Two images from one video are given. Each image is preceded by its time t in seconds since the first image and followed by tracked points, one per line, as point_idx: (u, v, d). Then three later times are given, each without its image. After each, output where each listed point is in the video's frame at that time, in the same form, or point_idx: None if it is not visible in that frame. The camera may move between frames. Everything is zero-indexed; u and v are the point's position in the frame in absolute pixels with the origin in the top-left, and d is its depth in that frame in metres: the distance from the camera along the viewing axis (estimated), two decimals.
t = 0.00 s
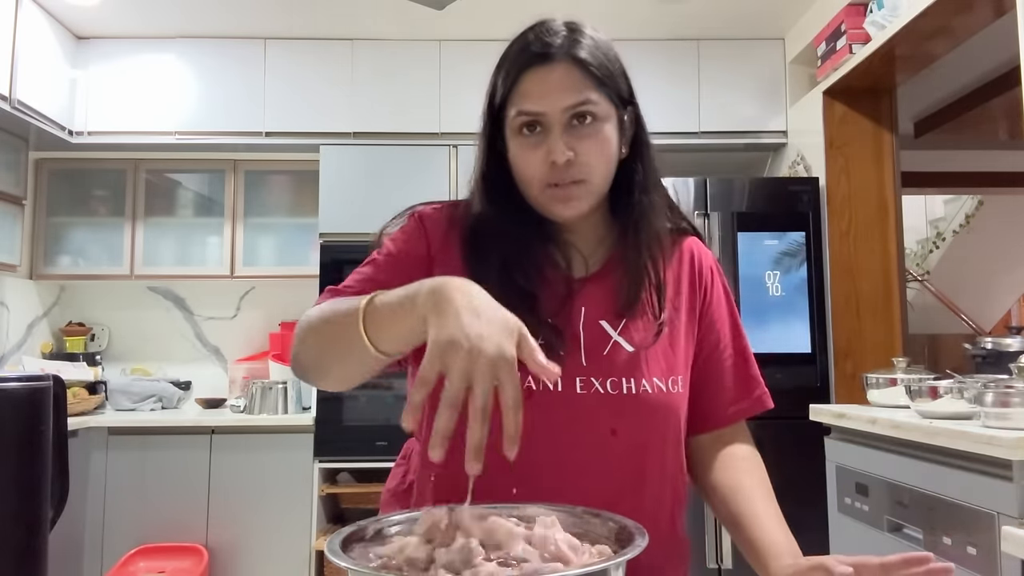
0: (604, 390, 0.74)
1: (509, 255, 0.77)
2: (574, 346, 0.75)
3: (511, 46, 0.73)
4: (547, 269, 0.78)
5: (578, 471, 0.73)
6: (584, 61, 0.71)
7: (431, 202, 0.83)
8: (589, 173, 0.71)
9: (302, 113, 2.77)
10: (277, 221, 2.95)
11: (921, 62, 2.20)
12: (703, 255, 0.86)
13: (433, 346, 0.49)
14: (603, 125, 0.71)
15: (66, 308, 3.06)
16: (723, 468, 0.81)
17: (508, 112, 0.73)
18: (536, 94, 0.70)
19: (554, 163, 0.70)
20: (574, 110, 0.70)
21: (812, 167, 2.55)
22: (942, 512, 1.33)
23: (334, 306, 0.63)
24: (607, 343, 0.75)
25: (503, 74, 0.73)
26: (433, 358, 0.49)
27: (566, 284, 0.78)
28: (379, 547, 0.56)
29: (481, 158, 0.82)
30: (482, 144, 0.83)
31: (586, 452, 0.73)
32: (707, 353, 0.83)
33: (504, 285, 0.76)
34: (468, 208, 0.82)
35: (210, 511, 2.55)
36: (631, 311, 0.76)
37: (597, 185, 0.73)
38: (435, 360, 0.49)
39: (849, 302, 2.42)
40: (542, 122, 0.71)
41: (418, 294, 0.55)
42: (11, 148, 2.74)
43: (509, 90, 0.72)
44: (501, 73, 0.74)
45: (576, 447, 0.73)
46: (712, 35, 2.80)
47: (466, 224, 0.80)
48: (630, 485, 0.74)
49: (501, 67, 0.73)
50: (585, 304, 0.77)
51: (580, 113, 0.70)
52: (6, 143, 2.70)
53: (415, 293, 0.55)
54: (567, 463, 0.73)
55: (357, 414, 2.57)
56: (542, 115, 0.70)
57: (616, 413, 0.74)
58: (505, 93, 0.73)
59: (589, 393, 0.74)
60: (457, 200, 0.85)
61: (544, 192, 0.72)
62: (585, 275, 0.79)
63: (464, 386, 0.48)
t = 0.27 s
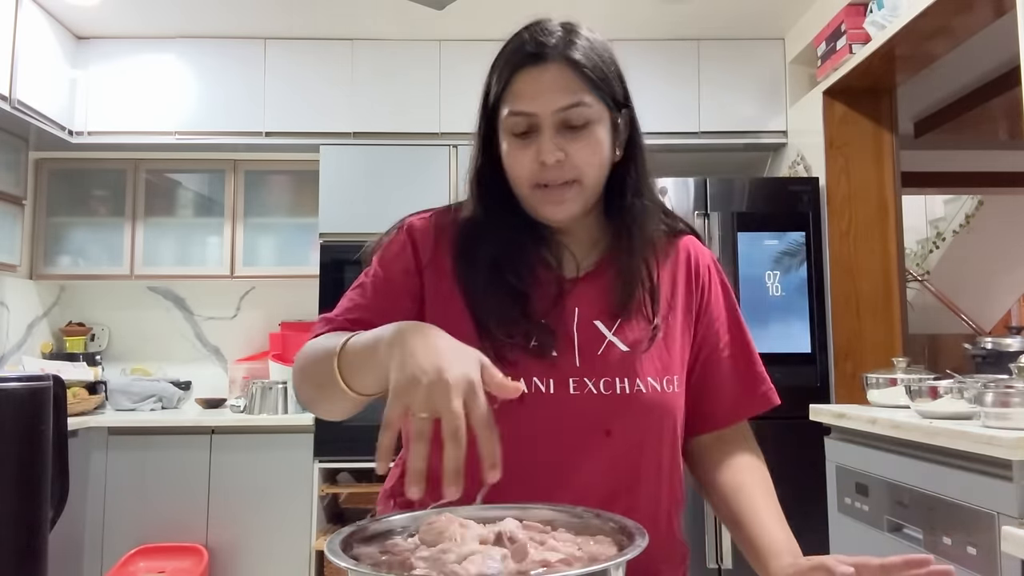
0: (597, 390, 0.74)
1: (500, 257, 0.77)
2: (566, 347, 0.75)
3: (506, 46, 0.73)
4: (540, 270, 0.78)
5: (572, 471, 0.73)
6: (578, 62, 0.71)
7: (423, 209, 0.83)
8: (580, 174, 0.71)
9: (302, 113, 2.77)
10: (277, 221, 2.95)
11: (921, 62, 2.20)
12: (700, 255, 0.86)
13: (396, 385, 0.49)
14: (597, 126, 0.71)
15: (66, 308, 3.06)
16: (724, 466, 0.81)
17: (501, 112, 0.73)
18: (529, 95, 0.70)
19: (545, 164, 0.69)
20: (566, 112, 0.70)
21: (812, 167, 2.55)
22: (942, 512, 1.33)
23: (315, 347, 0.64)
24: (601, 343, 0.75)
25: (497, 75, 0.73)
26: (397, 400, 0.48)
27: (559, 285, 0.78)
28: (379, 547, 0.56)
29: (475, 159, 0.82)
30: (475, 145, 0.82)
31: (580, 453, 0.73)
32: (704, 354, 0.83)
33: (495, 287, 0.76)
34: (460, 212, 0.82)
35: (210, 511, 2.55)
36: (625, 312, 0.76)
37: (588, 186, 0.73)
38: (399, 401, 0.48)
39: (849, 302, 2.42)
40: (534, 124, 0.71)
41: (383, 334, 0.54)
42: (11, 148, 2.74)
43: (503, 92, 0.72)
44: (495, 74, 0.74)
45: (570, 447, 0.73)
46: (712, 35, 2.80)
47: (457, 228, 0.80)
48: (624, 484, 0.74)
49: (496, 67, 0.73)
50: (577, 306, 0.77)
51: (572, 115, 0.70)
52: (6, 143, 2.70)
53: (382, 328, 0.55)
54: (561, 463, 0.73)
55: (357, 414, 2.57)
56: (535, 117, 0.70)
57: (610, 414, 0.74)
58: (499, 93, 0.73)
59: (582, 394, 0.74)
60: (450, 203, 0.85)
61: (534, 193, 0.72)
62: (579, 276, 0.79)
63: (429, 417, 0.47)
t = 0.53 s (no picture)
0: (595, 394, 0.74)
1: (495, 259, 0.76)
2: (563, 350, 0.75)
3: (501, 48, 0.72)
4: (536, 273, 0.77)
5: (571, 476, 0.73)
6: (575, 64, 0.71)
7: (414, 211, 0.81)
8: (575, 177, 0.71)
9: (302, 112, 2.77)
10: (277, 221, 2.95)
11: (921, 62, 2.20)
12: (689, 251, 0.86)
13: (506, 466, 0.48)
14: (593, 128, 0.71)
15: (66, 308, 3.06)
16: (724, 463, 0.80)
17: (495, 114, 0.72)
18: (525, 98, 0.70)
19: (541, 167, 0.69)
20: (564, 115, 0.69)
21: (812, 167, 2.55)
22: (942, 512, 1.33)
23: (361, 352, 0.60)
24: (597, 346, 0.75)
25: (492, 76, 0.72)
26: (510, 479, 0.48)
27: (554, 288, 0.77)
28: (378, 547, 0.56)
29: (466, 157, 0.81)
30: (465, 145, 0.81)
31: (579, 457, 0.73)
32: (695, 352, 0.83)
33: (492, 291, 0.75)
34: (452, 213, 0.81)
35: (210, 511, 2.55)
36: (621, 313, 0.76)
37: (583, 189, 0.73)
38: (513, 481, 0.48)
39: (849, 302, 2.42)
40: (530, 126, 0.70)
41: (478, 385, 0.53)
42: (11, 148, 2.74)
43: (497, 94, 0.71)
44: (489, 75, 0.73)
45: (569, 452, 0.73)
46: (712, 35, 2.80)
47: (450, 229, 0.79)
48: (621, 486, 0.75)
49: (491, 68, 0.73)
50: (573, 308, 0.76)
51: (569, 118, 0.70)
52: (6, 143, 2.70)
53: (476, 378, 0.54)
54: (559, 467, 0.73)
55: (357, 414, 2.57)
56: (531, 120, 0.70)
57: (607, 417, 0.74)
58: (493, 94, 0.72)
59: (580, 398, 0.74)
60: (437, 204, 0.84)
61: (529, 195, 0.72)
62: (573, 278, 0.78)
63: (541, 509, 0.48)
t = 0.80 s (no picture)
0: (601, 398, 0.74)
1: (502, 262, 0.75)
2: (568, 355, 0.75)
3: (507, 52, 0.72)
4: (541, 277, 0.76)
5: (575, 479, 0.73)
6: (583, 71, 0.70)
7: (416, 208, 0.80)
8: (580, 185, 0.71)
9: (302, 112, 2.77)
10: (277, 221, 2.95)
11: (921, 62, 2.21)
12: (688, 252, 0.87)
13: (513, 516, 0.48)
14: (599, 137, 0.71)
15: (66, 308, 3.06)
16: (722, 463, 0.80)
17: (500, 120, 0.71)
18: (532, 105, 0.69)
19: (546, 176, 0.69)
20: (571, 123, 0.69)
21: (812, 167, 2.56)
22: (942, 512, 1.33)
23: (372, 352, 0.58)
24: (601, 350, 0.75)
25: (499, 81, 0.72)
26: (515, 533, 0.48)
27: (558, 292, 0.77)
28: (378, 544, 0.56)
29: (468, 157, 0.80)
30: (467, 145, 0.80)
31: (583, 460, 0.73)
32: (694, 352, 0.84)
33: (499, 294, 0.74)
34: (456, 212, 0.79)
35: (210, 511, 2.55)
36: (623, 317, 0.77)
37: (587, 196, 0.73)
38: (520, 535, 0.48)
39: (849, 302, 2.42)
40: (536, 134, 0.70)
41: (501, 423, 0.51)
42: (11, 148, 2.74)
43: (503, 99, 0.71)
44: (496, 79, 0.72)
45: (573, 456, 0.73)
46: (712, 35, 2.80)
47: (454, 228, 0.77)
48: (625, 489, 0.75)
49: (497, 72, 0.72)
50: (577, 313, 0.76)
51: (575, 127, 0.70)
52: (6, 143, 2.70)
53: (495, 413, 0.51)
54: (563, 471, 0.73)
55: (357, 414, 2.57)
56: (538, 128, 0.69)
57: (612, 421, 0.74)
58: (499, 99, 0.72)
59: (586, 402, 0.74)
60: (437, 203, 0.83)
61: (534, 202, 0.72)
62: (576, 281, 0.78)
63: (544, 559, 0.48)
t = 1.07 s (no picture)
0: (600, 397, 0.74)
1: (500, 259, 0.77)
2: (568, 353, 0.75)
3: (517, 51, 0.72)
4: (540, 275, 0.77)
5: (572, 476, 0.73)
6: (592, 73, 0.70)
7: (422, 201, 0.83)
8: (584, 186, 0.72)
9: (302, 112, 2.77)
10: (276, 221, 2.95)
11: (921, 63, 2.21)
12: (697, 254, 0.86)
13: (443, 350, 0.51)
14: (605, 139, 0.71)
15: (66, 308, 3.06)
16: (723, 464, 0.80)
17: (507, 118, 0.72)
18: (538, 105, 0.69)
19: (549, 176, 0.70)
20: (577, 125, 0.70)
21: (812, 167, 2.55)
22: (942, 512, 1.33)
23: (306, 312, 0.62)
24: (602, 349, 0.75)
25: (506, 80, 0.72)
26: (441, 357, 0.50)
27: (558, 290, 0.77)
28: (378, 547, 0.56)
29: (473, 155, 0.81)
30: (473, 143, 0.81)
31: (581, 458, 0.73)
32: (700, 355, 0.83)
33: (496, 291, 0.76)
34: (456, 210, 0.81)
35: (210, 511, 2.55)
36: (626, 317, 0.76)
37: (591, 197, 0.73)
38: (443, 357, 0.50)
39: (849, 302, 2.42)
40: (541, 133, 0.70)
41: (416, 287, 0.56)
42: (11, 148, 2.74)
43: (510, 98, 0.71)
44: (504, 77, 0.72)
45: (571, 453, 0.73)
46: (712, 35, 2.80)
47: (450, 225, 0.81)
48: (624, 489, 0.74)
49: (506, 70, 0.72)
50: (578, 312, 0.77)
51: (581, 128, 0.70)
52: (6, 143, 2.70)
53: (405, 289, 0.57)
54: (559, 467, 0.73)
55: (357, 414, 2.57)
56: (543, 127, 0.70)
57: (611, 420, 0.74)
58: (505, 98, 0.72)
59: (584, 400, 0.74)
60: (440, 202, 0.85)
61: (537, 201, 0.72)
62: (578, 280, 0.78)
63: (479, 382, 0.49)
